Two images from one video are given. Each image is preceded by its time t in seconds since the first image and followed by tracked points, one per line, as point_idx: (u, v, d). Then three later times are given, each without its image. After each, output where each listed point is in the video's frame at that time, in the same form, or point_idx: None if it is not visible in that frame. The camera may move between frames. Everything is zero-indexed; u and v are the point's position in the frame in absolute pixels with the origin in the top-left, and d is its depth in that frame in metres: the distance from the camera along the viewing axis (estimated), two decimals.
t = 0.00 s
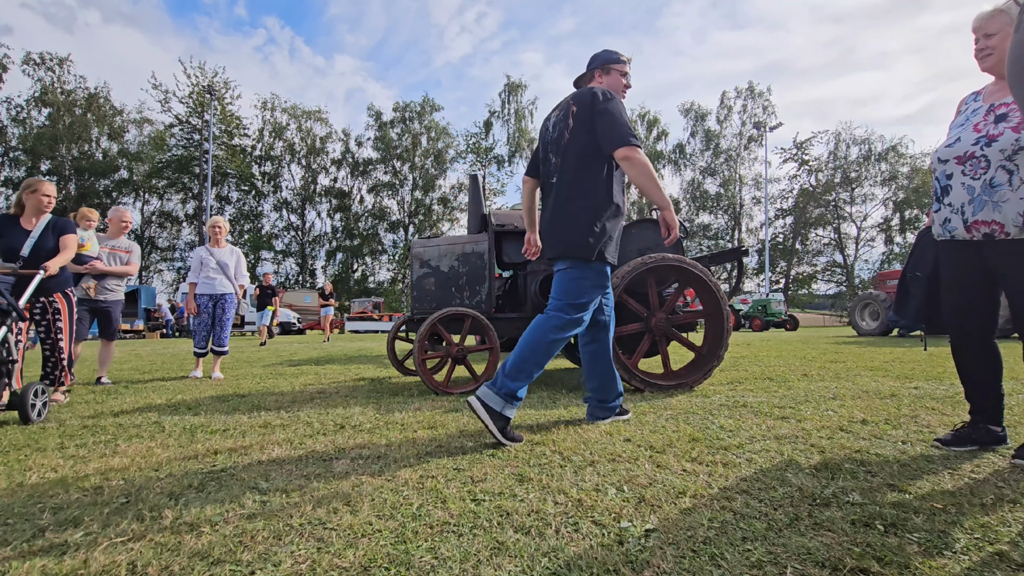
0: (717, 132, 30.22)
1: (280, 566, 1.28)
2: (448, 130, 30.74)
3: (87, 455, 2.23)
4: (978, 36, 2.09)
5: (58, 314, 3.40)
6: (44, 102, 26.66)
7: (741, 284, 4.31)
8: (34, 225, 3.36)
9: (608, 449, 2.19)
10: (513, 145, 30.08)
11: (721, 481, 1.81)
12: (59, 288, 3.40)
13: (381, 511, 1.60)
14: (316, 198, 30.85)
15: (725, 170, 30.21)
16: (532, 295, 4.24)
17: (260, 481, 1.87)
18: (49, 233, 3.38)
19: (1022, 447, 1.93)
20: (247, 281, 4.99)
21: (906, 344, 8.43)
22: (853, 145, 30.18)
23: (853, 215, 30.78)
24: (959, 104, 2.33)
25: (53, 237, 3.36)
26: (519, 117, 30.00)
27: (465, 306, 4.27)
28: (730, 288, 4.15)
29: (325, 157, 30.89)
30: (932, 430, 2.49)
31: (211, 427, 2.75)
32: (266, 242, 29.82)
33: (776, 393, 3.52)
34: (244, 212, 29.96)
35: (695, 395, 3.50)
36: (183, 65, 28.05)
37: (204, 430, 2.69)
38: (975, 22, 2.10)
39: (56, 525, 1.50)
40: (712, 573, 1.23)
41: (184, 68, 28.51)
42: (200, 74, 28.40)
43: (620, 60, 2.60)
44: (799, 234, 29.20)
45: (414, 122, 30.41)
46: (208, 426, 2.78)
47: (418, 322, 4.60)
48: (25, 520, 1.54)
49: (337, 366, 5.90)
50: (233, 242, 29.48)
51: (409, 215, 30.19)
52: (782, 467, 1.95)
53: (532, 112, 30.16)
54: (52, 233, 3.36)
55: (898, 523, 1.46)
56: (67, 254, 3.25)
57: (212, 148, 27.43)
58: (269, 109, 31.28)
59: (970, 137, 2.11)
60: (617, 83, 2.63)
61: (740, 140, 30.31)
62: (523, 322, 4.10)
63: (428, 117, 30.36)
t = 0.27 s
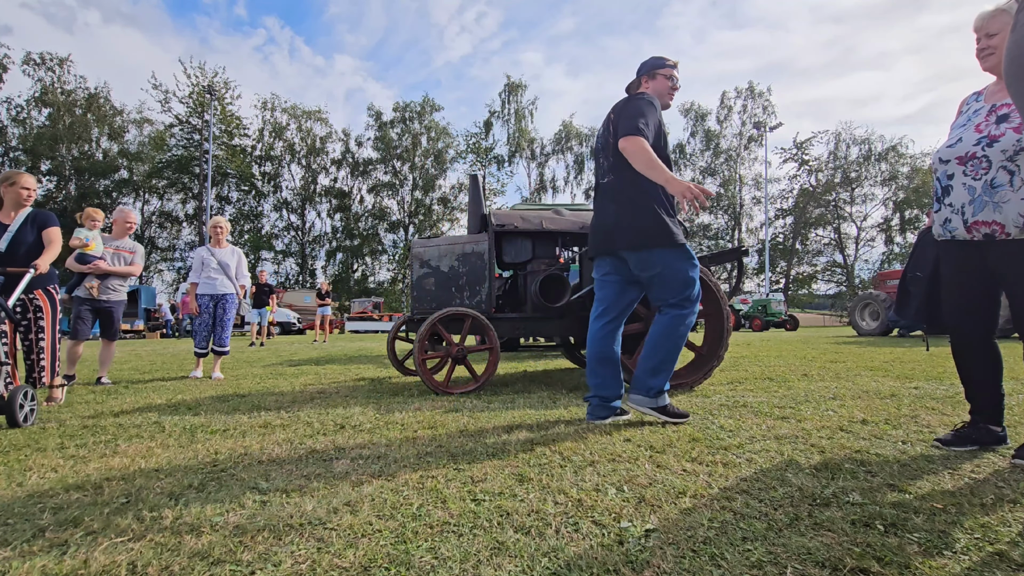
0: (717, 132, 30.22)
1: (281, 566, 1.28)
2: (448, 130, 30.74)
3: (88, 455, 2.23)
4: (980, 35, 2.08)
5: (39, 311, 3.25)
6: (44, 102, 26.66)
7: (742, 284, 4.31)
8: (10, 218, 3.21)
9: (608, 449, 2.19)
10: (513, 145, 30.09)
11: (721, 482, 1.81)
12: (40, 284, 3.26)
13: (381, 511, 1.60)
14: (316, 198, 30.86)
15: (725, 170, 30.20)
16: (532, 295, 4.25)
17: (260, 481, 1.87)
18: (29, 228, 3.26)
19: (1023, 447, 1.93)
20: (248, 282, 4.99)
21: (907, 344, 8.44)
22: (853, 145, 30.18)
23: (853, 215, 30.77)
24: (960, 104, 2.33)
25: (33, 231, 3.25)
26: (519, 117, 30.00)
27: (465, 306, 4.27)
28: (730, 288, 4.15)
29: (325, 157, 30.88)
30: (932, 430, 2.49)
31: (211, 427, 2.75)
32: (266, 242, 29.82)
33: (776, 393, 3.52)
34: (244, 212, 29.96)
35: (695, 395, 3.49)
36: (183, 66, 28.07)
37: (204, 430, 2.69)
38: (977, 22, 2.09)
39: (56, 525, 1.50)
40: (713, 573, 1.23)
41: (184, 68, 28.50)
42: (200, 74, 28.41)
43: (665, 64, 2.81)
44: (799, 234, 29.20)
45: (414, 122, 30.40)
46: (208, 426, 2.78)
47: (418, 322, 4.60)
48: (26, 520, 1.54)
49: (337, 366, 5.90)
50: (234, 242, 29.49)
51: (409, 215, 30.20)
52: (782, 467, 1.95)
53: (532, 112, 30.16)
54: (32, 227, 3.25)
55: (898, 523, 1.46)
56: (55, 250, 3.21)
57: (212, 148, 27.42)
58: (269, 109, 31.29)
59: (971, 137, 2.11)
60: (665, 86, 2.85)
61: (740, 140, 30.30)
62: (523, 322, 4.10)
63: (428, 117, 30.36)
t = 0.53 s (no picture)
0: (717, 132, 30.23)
1: (281, 566, 1.28)
2: (448, 130, 30.74)
3: (88, 455, 2.23)
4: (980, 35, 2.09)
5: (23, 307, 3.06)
6: (44, 102, 26.66)
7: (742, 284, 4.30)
8: None
9: (609, 449, 2.19)
10: (512, 145, 30.08)
11: (721, 482, 1.81)
12: (28, 280, 3.09)
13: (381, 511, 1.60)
14: (316, 198, 30.87)
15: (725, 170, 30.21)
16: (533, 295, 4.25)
17: (260, 481, 1.87)
18: (17, 224, 3.16)
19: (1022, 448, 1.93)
20: (249, 282, 5.00)
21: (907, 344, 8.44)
22: (853, 145, 30.18)
23: (853, 215, 30.78)
24: (963, 103, 2.32)
25: (20, 228, 3.13)
26: (519, 117, 30.00)
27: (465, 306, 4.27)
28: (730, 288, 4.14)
29: (325, 157, 30.87)
30: (932, 430, 2.49)
31: (211, 427, 2.75)
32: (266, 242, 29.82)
33: (777, 393, 3.52)
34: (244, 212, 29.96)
35: (695, 395, 3.49)
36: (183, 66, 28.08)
37: (204, 430, 2.69)
38: (977, 21, 2.10)
39: (56, 525, 1.50)
40: (713, 573, 1.23)
41: (184, 68, 28.50)
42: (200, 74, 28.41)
43: (714, 82, 2.98)
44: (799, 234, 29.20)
45: (414, 122, 30.40)
46: (208, 426, 2.78)
47: (418, 322, 4.60)
48: (26, 520, 1.54)
49: (337, 366, 5.90)
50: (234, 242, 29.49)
51: (409, 215, 30.21)
52: (782, 467, 1.95)
53: (532, 112, 30.17)
54: (19, 223, 3.15)
55: (899, 523, 1.46)
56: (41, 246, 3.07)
57: (212, 148, 27.42)
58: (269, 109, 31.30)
59: (972, 138, 2.10)
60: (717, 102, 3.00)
61: (740, 139, 30.29)
62: (523, 322, 4.10)
63: (428, 117, 30.35)
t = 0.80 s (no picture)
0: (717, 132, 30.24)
1: (281, 566, 1.28)
2: (448, 130, 30.75)
3: (88, 455, 2.23)
4: (978, 35, 2.09)
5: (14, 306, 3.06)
6: (44, 102, 26.67)
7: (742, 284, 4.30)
8: None
9: (609, 450, 2.19)
10: (512, 145, 30.08)
11: (721, 482, 1.81)
12: (22, 280, 3.11)
13: (381, 511, 1.60)
14: (316, 198, 30.88)
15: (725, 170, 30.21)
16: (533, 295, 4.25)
17: (260, 481, 1.87)
18: (9, 224, 3.17)
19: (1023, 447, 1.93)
20: (250, 282, 5.01)
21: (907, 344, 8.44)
22: (853, 145, 30.18)
23: (853, 215, 30.78)
24: (963, 103, 2.32)
25: (13, 227, 3.16)
26: (519, 117, 30.01)
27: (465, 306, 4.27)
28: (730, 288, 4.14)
29: (325, 157, 30.88)
30: (932, 430, 2.48)
31: (211, 427, 2.75)
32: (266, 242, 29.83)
33: (777, 393, 3.52)
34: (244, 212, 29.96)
35: (696, 395, 3.49)
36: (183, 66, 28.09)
37: (204, 430, 2.68)
38: (975, 22, 2.10)
39: (56, 525, 1.50)
40: (713, 573, 1.23)
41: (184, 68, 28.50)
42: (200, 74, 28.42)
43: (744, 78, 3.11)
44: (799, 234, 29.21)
45: (414, 122, 30.41)
46: (208, 426, 2.78)
47: (419, 323, 4.60)
48: (26, 520, 1.54)
49: (337, 366, 5.90)
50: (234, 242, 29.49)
51: (409, 215, 30.22)
52: (782, 467, 1.95)
53: (532, 112, 30.18)
54: (13, 222, 3.16)
55: (899, 523, 1.46)
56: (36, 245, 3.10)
57: (212, 148, 27.42)
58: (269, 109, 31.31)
59: (972, 138, 2.10)
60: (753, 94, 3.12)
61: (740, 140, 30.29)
62: (523, 322, 4.10)
63: (428, 117, 30.36)
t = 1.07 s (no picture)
0: (717, 132, 30.24)
1: (281, 566, 1.28)
2: (448, 130, 30.76)
3: (88, 455, 2.23)
4: (973, 37, 2.09)
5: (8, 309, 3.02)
6: (44, 102, 26.69)
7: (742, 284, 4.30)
8: None
9: (609, 450, 2.19)
10: (512, 145, 30.08)
11: (721, 482, 1.81)
12: (16, 281, 3.07)
13: (382, 511, 1.60)
14: (316, 198, 30.89)
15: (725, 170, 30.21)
16: (533, 295, 4.26)
17: (260, 481, 1.87)
18: (6, 222, 3.09)
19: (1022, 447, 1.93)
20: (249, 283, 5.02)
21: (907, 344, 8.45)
22: (853, 145, 30.20)
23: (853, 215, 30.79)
24: (963, 102, 2.32)
25: (11, 226, 3.08)
26: (519, 117, 30.02)
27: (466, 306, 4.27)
28: (730, 288, 4.14)
29: (325, 157, 30.88)
30: (932, 430, 2.49)
31: (211, 427, 2.75)
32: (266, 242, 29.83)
33: (777, 393, 3.52)
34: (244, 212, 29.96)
35: (696, 395, 3.50)
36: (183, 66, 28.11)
37: (204, 430, 2.69)
38: (969, 23, 2.10)
39: (56, 525, 1.51)
40: (713, 573, 1.23)
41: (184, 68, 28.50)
42: (200, 74, 28.45)
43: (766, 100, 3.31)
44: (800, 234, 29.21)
45: (414, 122, 30.42)
46: (208, 426, 2.78)
47: (419, 323, 4.60)
48: (26, 519, 1.55)
49: (337, 366, 5.91)
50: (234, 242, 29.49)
51: (409, 215, 30.23)
52: (782, 467, 1.95)
53: (532, 113, 30.19)
54: (10, 222, 3.08)
55: (898, 523, 1.46)
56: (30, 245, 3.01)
57: (212, 148, 27.43)
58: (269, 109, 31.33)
59: (971, 138, 2.10)
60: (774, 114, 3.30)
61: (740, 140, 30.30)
62: (523, 322, 4.10)
63: (428, 117, 30.36)
